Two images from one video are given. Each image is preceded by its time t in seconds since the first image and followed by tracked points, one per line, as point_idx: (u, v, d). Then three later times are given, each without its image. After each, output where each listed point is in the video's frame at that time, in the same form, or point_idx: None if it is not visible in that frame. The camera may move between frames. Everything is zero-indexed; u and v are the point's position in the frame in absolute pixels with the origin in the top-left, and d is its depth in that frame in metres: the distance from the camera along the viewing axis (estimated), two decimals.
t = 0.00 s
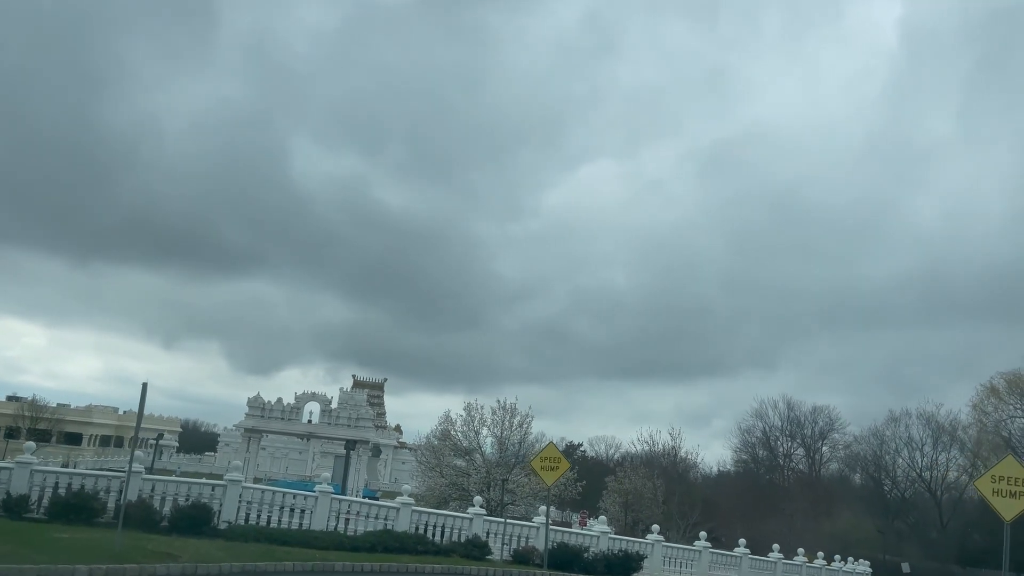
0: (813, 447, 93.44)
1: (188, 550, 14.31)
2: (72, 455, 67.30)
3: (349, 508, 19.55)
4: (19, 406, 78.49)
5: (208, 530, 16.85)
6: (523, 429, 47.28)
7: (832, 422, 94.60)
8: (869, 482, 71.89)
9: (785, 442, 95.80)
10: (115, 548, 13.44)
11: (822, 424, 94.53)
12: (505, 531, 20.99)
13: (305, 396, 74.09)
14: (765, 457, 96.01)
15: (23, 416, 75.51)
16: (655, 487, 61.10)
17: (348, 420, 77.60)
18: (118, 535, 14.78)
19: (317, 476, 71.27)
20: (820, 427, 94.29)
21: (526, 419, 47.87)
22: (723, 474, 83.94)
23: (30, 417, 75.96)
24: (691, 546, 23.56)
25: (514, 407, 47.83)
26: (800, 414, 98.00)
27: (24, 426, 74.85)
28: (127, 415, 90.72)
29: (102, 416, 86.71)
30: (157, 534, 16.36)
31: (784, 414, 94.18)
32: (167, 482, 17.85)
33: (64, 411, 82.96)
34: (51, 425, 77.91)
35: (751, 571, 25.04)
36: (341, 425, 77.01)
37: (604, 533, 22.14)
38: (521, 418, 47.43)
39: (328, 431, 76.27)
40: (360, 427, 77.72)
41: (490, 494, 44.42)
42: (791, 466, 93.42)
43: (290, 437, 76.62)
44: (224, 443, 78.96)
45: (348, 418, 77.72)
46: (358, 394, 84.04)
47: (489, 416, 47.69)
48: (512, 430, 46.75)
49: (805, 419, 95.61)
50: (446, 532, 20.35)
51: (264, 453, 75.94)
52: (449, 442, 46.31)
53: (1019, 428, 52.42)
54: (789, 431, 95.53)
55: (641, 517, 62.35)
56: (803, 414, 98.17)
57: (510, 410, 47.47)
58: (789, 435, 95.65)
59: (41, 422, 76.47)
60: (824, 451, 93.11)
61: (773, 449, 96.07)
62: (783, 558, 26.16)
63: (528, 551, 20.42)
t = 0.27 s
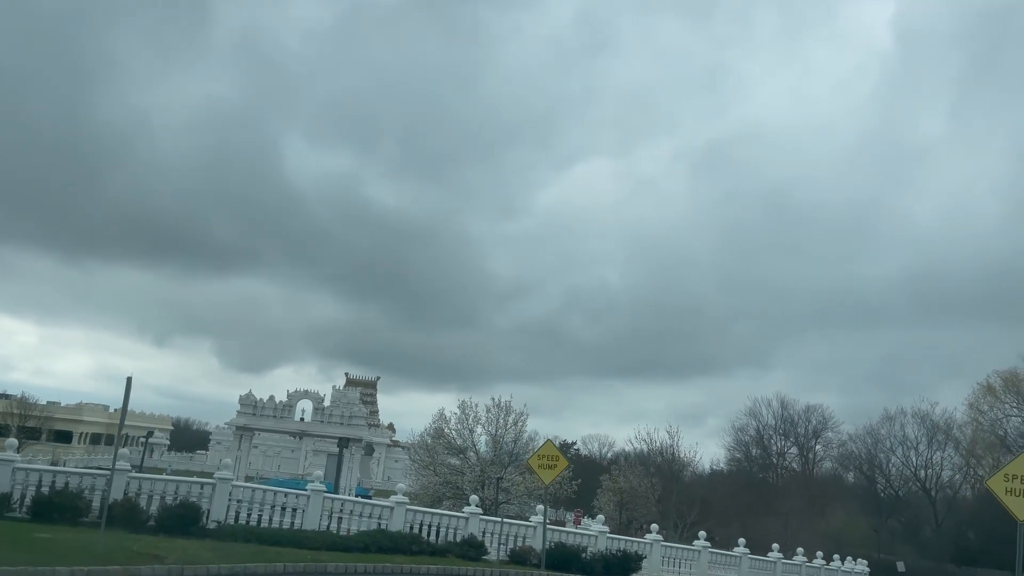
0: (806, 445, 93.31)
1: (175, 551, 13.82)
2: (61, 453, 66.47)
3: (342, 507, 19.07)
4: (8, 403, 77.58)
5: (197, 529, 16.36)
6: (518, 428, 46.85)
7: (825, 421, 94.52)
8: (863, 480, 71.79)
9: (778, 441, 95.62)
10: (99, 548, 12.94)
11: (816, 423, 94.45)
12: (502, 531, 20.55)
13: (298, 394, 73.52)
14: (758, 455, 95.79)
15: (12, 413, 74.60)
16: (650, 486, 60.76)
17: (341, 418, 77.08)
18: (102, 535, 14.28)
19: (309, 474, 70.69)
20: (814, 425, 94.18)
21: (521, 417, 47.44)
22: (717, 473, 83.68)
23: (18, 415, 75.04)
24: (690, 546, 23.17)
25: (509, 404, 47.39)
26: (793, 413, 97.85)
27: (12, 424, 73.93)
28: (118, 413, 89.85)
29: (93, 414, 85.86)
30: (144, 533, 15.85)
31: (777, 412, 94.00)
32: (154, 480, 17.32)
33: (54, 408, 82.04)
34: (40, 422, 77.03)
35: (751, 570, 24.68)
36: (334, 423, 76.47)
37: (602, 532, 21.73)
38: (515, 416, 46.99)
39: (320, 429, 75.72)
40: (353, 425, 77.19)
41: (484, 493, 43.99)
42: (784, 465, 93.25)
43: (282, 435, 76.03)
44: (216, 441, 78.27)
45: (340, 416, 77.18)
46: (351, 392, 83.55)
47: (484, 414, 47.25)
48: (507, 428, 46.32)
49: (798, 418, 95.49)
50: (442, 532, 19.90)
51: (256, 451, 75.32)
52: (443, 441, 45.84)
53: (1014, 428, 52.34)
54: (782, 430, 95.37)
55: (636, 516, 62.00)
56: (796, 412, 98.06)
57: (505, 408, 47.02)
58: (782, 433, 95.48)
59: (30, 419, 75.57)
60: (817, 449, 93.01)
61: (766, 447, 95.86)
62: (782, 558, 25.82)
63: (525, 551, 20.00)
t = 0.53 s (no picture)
0: (798, 444, 93.26)
1: (159, 552, 13.29)
2: (48, 451, 65.62)
3: (333, 506, 18.56)
4: None
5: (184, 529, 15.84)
6: (512, 426, 46.38)
7: (818, 419, 94.50)
8: (856, 479, 71.73)
9: (771, 439, 95.47)
10: (78, 549, 12.40)
11: (808, 421, 94.39)
12: (497, 530, 20.09)
13: (289, 391, 72.89)
14: (751, 454, 95.64)
15: None
16: (644, 484, 60.42)
17: (332, 416, 76.50)
18: (84, 534, 13.75)
19: (300, 472, 70.09)
20: (806, 424, 94.15)
21: (515, 414, 46.99)
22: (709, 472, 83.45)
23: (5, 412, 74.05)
24: (689, 545, 22.77)
25: (502, 402, 46.93)
26: (786, 411, 97.79)
27: None
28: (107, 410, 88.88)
29: (81, 412, 84.88)
30: (127, 533, 15.31)
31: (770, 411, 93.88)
32: (139, 478, 16.77)
33: (41, 406, 81.05)
34: (27, 420, 76.05)
35: (749, 571, 24.31)
36: (325, 421, 75.86)
37: (599, 532, 21.29)
38: (509, 414, 46.53)
39: (312, 427, 75.11)
40: (345, 423, 76.60)
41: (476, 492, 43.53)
42: (777, 463, 93.15)
43: (273, 433, 75.38)
44: (206, 439, 77.51)
45: (332, 414, 76.60)
46: (343, 389, 82.92)
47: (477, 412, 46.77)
48: (501, 425, 45.85)
49: (791, 416, 95.43)
50: (436, 532, 19.43)
51: (247, 449, 74.62)
52: (436, 438, 45.33)
53: (1009, 426, 52.24)
54: (774, 428, 95.27)
55: (629, 514, 61.62)
56: (789, 411, 98.00)
57: (498, 405, 46.56)
58: (775, 432, 95.36)
59: (17, 417, 74.59)
60: (810, 448, 92.98)
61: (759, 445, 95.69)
62: (781, 558, 25.47)
63: (521, 551, 19.55)
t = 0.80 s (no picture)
0: (789, 442, 93.21)
1: (140, 552, 12.74)
2: (34, 447, 64.69)
3: (322, 504, 18.03)
4: None
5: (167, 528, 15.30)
6: (504, 423, 45.95)
7: (808, 418, 94.47)
8: (848, 478, 71.55)
9: (762, 438, 95.32)
10: (54, 549, 11.84)
11: (799, 420, 94.29)
12: (491, 529, 19.62)
13: (279, 388, 72.17)
14: (741, 452, 95.50)
15: None
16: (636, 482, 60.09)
17: (322, 413, 75.86)
18: (62, 534, 13.19)
19: (290, 469, 69.43)
20: (797, 422, 94.09)
21: (507, 412, 46.54)
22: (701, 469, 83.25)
23: None
24: (686, 544, 22.36)
25: (495, 399, 46.47)
26: (776, 409, 97.70)
27: None
28: (94, 407, 87.87)
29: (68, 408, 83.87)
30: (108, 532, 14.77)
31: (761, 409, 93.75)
32: (121, 474, 16.19)
33: (27, 402, 80.02)
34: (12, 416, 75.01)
35: (746, 570, 23.91)
36: (315, 418, 75.22)
37: (596, 531, 20.85)
38: (502, 411, 46.08)
39: (301, 424, 74.44)
40: (335, 420, 75.95)
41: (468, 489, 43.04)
42: (768, 461, 93.06)
43: (262, 430, 74.66)
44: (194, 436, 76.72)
45: (322, 411, 75.96)
46: (333, 386, 82.21)
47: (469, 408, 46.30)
48: (493, 422, 45.39)
49: (782, 415, 95.36)
50: (428, 531, 18.93)
51: (235, 446, 73.88)
52: (427, 435, 44.81)
53: (1003, 425, 52.21)
54: (765, 427, 95.15)
55: (622, 511, 61.23)
56: (780, 409, 97.91)
57: (491, 402, 46.11)
58: (766, 430, 95.25)
59: (2, 413, 73.57)
60: (800, 446, 92.94)
61: (750, 443, 95.55)
62: (778, 557, 25.11)
63: (515, 550, 19.08)
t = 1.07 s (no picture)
0: (778, 440, 93.20)
1: (117, 552, 12.16)
2: (16, 444, 63.65)
3: (309, 502, 17.50)
4: None
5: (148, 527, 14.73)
6: (494, 420, 45.46)
7: (797, 416, 94.53)
8: (838, 476, 71.48)
9: (751, 435, 95.23)
10: (25, 550, 11.24)
11: (788, 417, 94.34)
12: (483, 528, 19.15)
13: (266, 384, 71.41)
14: (730, 449, 95.40)
15: None
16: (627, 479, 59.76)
17: (310, 410, 75.16)
18: (36, 534, 12.60)
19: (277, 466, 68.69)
20: (786, 420, 94.10)
21: (498, 409, 46.08)
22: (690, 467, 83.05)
23: None
24: (681, 542, 21.98)
25: (485, 395, 45.99)
26: (765, 407, 97.68)
27: None
28: (79, 403, 86.78)
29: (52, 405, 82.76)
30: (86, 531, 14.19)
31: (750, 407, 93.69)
32: (100, 472, 15.59)
33: (10, 398, 78.86)
34: None
35: (741, 569, 23.57)
36: (303, 415, 74.52)
37: (589, 529, 20.43)
38: (492, 408, 45.61)
39: (289, 421, 73.70)
40: (323, 417, 75.29)
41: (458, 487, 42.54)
42: (756, 459, 93.02)
43: (249, 427, 73.87)
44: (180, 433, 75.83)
45: (310, 407, 75.27)
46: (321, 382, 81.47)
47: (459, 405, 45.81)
48: (483, 419, 44.90)
49: (770, 413, 95.34)
50: (419, 529, 18.45)
51: (222, 443, 73.06)
52: (416, 432, 44.26)
53: (993, 423, 52.23)
54: (755, 424, 95.07)
55: (612, 509, 60.79)
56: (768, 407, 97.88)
57: (481, 399, 45.62)
58: (755, 428, 95.19)
59: None
60: (789, 444, 92.97)
61: (739, 441, 95.45)
62: (773, 556, 24.82)
63: (508, 549, 18.63)
